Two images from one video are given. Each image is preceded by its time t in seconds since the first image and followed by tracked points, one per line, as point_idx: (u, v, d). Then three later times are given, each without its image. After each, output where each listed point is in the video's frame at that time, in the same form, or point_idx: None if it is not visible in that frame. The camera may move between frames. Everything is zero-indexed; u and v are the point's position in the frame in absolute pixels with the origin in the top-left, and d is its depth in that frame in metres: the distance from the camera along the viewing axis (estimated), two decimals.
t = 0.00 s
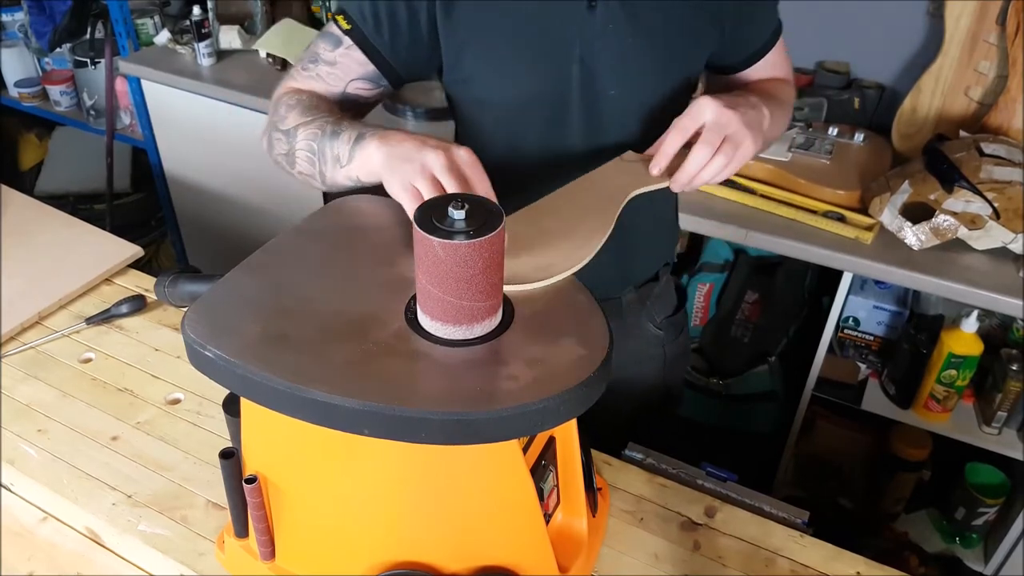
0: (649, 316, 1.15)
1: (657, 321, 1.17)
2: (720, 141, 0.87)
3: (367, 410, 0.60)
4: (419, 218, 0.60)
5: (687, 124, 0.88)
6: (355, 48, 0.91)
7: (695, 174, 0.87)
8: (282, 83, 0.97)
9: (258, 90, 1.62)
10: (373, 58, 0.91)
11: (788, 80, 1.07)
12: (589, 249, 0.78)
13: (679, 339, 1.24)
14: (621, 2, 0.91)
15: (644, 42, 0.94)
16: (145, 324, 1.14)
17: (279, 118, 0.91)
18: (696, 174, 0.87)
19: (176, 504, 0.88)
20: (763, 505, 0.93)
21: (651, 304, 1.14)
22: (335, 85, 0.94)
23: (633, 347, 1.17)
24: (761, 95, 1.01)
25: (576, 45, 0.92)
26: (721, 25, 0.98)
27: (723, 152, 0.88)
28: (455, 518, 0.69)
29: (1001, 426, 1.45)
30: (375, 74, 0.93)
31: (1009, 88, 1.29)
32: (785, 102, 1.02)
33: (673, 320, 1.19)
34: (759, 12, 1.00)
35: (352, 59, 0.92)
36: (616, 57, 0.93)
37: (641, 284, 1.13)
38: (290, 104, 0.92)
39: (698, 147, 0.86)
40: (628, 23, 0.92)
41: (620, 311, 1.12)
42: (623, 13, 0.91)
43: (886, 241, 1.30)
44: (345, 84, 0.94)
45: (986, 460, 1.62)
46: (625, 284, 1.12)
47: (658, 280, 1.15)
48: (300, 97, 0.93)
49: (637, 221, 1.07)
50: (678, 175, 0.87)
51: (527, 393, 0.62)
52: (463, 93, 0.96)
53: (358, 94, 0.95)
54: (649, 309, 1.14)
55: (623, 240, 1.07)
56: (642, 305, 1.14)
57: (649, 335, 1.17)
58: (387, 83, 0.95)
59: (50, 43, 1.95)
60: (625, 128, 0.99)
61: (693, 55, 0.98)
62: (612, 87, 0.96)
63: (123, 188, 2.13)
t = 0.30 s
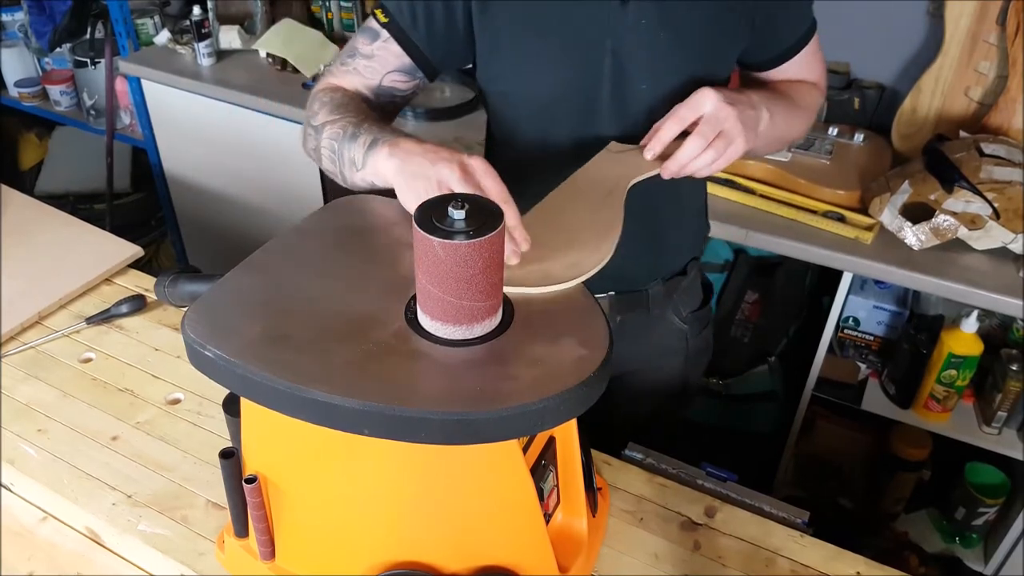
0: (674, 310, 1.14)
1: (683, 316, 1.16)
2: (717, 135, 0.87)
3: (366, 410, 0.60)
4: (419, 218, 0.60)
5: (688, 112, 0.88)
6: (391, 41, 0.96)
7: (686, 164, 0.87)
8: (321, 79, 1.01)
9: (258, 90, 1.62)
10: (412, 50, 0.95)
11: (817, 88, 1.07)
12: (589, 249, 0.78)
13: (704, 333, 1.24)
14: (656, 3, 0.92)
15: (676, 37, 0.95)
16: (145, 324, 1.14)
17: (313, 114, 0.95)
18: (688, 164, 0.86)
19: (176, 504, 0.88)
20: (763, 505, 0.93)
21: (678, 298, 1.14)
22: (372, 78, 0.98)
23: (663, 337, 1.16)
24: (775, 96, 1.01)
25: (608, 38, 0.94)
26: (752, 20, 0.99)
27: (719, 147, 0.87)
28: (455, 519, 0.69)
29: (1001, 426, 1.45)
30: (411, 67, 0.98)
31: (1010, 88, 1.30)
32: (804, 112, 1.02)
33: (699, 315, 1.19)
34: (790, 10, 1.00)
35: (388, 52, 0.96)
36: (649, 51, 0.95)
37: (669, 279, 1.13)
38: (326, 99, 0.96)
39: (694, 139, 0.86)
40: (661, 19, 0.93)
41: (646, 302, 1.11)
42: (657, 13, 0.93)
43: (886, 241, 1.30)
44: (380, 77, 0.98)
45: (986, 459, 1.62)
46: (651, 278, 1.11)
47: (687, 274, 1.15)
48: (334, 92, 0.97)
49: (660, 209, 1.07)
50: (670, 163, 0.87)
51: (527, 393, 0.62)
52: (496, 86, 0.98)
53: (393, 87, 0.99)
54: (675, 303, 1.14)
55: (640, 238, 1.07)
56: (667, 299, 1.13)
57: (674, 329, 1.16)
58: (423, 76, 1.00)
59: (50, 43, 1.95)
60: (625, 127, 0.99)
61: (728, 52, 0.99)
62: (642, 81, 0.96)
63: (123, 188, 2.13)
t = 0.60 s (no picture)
0: (681, 310, 1.14)
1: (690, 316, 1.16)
2: (729, 139, 0.87)
3: (366, 410, 0.60)
4: (419, 218, 0.60)
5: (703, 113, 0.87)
6: (414, 37, 0.93)
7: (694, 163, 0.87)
8: (343, 79, 0.98)
9: (258, 90, 1.62)
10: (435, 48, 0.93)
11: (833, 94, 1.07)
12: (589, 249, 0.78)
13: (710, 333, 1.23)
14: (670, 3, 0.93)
15: (689, 38, 0.95)
16: (145, 324, 1.14)
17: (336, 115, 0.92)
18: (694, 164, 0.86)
19: (176, 504, 0.88)
20: (763, 505, 0.93)
21: (686, 297, 1.14)
22: (394, 75, 0.95)
23: (664, 336, 1.16)
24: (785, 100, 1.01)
25: (621, 37, 0.94)
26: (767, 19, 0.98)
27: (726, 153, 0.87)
28: (455, 518, 0.69)
29: (1001, 426, 1.45)
30: (434, 62, 0.95)
31: (1010, 88, 1.30)
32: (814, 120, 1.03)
33: (706, 315, 1.19)
34: (806, 13, 1.00)
35: (411, 48, 0.94)
36: (663, 51, 0.95)
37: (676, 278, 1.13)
38: (349, 100, 0.94)
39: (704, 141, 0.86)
40: (674, 19, 0.94)
41: (653, 301, 1.11)
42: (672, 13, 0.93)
43: (886, 241, 1.30)
44: (404, 75, 0.95)
45: (986, 459, 1.62)
46: (660, 277, 1.11)
47: (694, 275, 1.15)
48: (357, 93, 0.95)
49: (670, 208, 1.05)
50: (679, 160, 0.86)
51: (527, 393, 0.62)
52: (506, 81, 0.98)
53: (416, 83, 0.96)
54: (683, 303, 1.14)
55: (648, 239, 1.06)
56: (675, 299, 1.13)
57: (680, 329, 1.16)
58: (445, 72, 0.97)
59: (50, 43, 1.95)
60: (625, 127, 0.99)
61: (742, 52, 0.99)
62: (655, 80, 0.97)
63: (123, 188, 2.13)
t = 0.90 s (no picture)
0: (677, 312, 1.13)
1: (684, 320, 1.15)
2: (762, 89, 0.78)
3: (366, 410, 0.60)
4: (419, 218, 0.60)
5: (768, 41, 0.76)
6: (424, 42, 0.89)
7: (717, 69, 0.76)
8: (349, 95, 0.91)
9: (258, 90, 1.62)
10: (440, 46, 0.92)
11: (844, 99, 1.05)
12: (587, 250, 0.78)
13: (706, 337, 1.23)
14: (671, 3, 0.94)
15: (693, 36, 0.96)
16: (145, 324, 1.14)
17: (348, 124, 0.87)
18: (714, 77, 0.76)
19: (177, 504, 0.88)
20: (763, 505, 0.93)
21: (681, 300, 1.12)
22: (406, 80, 0.90)
23: (659, 338, 1.15)
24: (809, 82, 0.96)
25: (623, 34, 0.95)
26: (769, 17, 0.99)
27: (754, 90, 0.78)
28: (455, 518, 0.69)
29: (1001, 426, 1.45)
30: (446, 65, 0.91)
31: (1010, 88, 1.30)
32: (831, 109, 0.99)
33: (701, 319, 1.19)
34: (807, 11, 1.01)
35: (422, 52, 0.89)
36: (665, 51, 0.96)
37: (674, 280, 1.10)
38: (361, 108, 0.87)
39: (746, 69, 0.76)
40: (677, 18, 0.95)
41: (649, 305, 1.08)
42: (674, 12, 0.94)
43: (886, 241, 1.30)
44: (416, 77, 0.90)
45: (986, 459, 1.62)
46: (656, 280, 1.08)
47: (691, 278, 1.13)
48: (370, 100, 0.88)
49: (672, 207, 1.01)
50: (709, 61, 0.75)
51: (527, 392, 0.62)
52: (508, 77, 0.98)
53: (429, 88, 0.91)
54: (679, 305, 1.13)
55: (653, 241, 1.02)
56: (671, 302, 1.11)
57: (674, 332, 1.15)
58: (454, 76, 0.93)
59: (50, 42, 1.95)
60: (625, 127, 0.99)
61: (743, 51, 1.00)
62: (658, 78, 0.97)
63: (123, 188, 2.13)
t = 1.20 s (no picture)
0: (654, 320, 1.12)
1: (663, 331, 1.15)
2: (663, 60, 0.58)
3: (366, 410, 0.60)
4: (419, 218, 0.60)
5: None
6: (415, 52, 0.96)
7: (629, 65, 0.56)
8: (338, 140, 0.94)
9: (258, 91, 1.62)
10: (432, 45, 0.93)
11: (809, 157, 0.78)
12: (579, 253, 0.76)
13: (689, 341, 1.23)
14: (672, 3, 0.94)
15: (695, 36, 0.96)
16: (145, 324, 1.14)
17: (335, 121, 0.90)
18: (637, 60, 0.55)
19: (176, 504, 0.88)
20: (763, 505, 0.93)
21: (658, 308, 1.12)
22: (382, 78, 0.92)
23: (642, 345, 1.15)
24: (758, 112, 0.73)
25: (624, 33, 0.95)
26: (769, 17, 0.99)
27: (695, 61, 0.56)
28: (454, 517, 0.69)
29: (1001, 426, 1.45)
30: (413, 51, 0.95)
31: (1010, 88, 1.29)
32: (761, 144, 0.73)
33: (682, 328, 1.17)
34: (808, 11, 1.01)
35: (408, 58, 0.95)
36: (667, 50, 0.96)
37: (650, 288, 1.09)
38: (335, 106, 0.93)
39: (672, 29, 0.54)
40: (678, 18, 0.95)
41: (625, 312, 1.09)
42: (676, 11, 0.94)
43: (886, 242, 1.30)
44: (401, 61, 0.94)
45: (986, 459, 1.62)
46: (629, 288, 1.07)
47: (669, 285, 1.12)
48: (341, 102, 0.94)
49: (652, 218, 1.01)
50: (620, 35, 0.54)
51: (528, 392, 0.62)
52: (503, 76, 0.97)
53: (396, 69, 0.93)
54: (657, 313, 1.12)
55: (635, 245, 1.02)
56: (648, 310, 1.11)
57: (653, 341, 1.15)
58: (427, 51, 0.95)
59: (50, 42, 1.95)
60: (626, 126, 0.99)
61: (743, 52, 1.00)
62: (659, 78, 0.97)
63: (123, 189, 2.13)
